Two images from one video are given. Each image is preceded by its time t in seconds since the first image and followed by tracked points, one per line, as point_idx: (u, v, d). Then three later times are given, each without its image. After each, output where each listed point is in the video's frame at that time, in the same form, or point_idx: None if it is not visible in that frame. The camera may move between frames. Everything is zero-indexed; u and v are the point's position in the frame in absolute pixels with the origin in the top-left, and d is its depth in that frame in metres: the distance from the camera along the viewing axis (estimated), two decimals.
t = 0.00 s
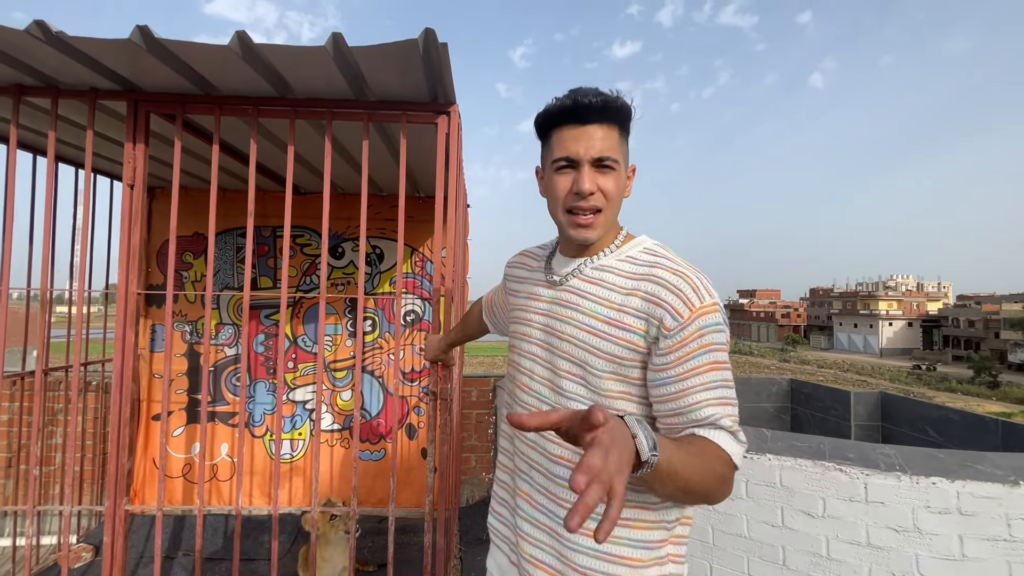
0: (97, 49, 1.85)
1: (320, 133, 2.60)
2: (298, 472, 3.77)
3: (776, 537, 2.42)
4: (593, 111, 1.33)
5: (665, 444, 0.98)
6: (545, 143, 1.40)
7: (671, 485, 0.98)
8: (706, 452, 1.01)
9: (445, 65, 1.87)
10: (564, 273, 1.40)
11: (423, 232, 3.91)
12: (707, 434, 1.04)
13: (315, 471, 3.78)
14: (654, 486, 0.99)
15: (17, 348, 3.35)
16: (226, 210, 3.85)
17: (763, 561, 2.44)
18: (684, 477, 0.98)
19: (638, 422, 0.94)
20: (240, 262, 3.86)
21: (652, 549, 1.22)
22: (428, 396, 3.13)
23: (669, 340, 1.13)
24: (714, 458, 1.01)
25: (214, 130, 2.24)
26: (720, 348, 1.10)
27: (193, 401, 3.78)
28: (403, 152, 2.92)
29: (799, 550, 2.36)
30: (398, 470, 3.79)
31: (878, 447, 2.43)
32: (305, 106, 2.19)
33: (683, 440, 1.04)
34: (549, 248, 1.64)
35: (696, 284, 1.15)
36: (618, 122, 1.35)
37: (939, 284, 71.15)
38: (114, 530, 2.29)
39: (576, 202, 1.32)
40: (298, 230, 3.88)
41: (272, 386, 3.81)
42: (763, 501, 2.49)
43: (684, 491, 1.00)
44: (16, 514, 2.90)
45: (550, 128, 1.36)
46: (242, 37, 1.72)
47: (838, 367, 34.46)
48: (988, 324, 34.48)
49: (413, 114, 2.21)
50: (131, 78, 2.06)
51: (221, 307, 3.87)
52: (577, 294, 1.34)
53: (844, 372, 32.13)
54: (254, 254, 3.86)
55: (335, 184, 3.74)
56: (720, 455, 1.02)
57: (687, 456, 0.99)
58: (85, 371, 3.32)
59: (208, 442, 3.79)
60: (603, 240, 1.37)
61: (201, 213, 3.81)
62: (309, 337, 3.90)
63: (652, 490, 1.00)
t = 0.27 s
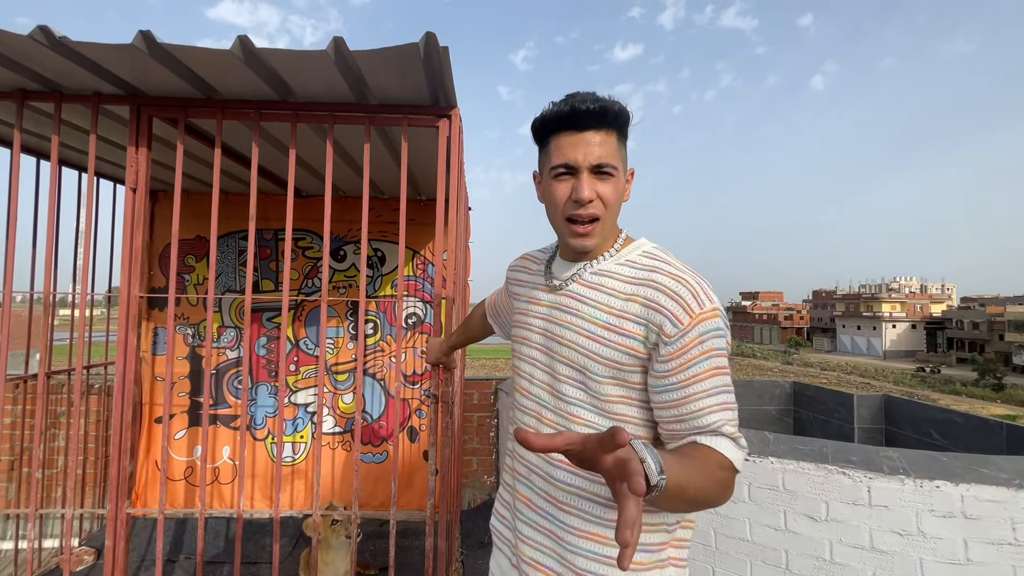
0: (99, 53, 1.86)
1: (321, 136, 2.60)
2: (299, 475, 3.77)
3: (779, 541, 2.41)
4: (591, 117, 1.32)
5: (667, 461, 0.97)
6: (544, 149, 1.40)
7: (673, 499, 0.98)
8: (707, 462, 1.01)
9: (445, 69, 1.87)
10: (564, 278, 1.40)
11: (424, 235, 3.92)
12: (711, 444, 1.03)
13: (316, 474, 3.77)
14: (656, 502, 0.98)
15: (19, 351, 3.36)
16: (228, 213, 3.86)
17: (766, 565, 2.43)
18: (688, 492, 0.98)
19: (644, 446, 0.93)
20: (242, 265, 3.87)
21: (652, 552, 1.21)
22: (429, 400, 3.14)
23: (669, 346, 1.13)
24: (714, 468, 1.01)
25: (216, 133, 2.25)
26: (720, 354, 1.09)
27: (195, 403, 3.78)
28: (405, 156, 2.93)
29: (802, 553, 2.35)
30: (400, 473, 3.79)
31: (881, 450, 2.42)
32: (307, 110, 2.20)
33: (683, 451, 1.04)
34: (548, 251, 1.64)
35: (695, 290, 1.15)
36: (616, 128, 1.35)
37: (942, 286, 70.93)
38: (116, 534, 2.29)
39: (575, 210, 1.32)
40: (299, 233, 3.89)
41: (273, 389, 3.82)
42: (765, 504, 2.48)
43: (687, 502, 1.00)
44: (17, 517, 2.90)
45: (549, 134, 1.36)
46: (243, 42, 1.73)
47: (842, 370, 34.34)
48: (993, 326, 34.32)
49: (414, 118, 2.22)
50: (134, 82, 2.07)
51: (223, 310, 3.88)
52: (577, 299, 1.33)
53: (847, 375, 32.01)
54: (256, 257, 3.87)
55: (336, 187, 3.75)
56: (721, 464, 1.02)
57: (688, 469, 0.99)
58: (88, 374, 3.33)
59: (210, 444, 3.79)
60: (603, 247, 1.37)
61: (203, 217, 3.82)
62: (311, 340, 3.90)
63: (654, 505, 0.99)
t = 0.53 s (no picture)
0: (102, 57, 1.87)
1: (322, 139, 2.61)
2: (301, 478, 3.77)
3: (782, 543, 2.40)
4: (583, 118, 1.33)
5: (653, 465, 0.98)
6: (539, 153, 1.41)
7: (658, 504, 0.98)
8: (696, 467, 1.00)
9: (446, 71, 1.88)
10: (564, 278, 1.41)
11: (425, 237, 3.92)
12: (704, 445, 1.02)
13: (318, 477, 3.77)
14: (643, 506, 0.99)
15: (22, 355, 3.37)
16: (230, 216, 3.87)
17: (769, 567, 2.42)
18: (675, 496, 0.98)
19: (625, 452, 0.94)
20: (243, 268, 3.88)
21: (652, 551, 1.21)
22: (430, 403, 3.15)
23: (667, 344, 1.13)
24: (707, 471, 1.00)
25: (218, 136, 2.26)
26: (719, 351, 1.09)
27: (197, 406, 3.79)
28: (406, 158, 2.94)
29: (805, 555, 2.34)
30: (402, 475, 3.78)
31: (884, 451, 2.41)
32: (308, 112, 2.21)
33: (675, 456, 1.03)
34: (549, 253, 1.64)
35: (693, 288, 1.15)
36: (609, 127, 1.35)
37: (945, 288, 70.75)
38: (118, 536, 2.29)
39: (573, 212, 1.32)
40: (301, 236, 3.90)
41: (275, 391, 3.82)
42: (768, 506, 2.47)
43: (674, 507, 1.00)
44: (20, 520, 2.90)
45: (542, 139, 1.36)
46: (245, 45, 1.74)
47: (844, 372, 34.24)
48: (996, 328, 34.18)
49: (415, 120, 2.22)
50: (136, 86, 2.08)
51: (225, 313, 3.89)
52: (576, 298, 1.34)
53: (850, 377, 31.91)
54: (258, 260, 3.88)
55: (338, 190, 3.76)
56: (716, 467, 1.01)
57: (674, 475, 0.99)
58: (90, 377, 3.34)
59: (212, 447, 3.80)
60: (602, 247, 1.37)
61: (205, 220, 3.83)
62: (312, 342, 3.91)
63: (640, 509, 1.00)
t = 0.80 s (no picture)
0: (105, 62, 1.88)
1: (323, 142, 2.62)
2: (302, 482, 3.77)
3: (784, 546, 2.39)
4: (580, 121, 1.33)
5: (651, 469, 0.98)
6: (538, 157, 1.41)
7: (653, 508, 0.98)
8: (690, 468, 1.00)
9: (447, 75, 1.89)
10: (564, 282, 1.41)
11: (426, 241, 3.93)
12: (702, 450, 1.02)
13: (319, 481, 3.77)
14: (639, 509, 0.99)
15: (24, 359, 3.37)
16: (231, 220, 3.88)
17: (772, 570, 2.42)
18: (672, 499, 0.99)
19: (620, 454, 0.95)
20: (245, 272, 3.89)
21: (653, 555, 1.20)
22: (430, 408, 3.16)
23: (666, 348, 1.13)
24: (704, 476, 1.00)
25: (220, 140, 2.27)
26: (719, 356, 1.09)
27: (198, 410, 3.79)
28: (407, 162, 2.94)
29: (807, 558, 2.33)
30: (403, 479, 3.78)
31: (886, 454, 2.40)
32: (309, 116, 2.22)
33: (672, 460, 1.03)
34: (549, 256, 1.65)
35: (693, 292, 1.15)
36: (606, 128, 1.35)
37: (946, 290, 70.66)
38: (119, 540, 2.29)
39: (573, 213, 1.32)
40: (302, 240, 3.91)
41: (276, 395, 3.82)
42: (770, 509, 2.47)
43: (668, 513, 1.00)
44: (20, 525, 2.89)
45: (540, 142, 1.37)
46: (247, 49, 1.75)
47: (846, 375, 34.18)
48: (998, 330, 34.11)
49: (415, 124, 2.23)
50: (138, 91, 2.09)
51: (226, 317, 3.89)
52: (576, 302, 1.34)
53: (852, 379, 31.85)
54: (259, 264, 3.89)
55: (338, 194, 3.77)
56: (713, 471, 1.01)
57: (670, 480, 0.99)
58: (91, 381, 3.34)
59: (213, 451, 3.80)
60: (604, 248, 1.37)
61: (207, 224, 3.84)
62: (313, 346, 3.91)
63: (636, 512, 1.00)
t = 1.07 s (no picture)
0: (105, 68, 1.88)
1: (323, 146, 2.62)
2: (302, 486, 3.76)
3: (787, 549, 2.39)
4: (577, 122, 1.34)
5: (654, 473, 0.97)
6: (536, 159, 1.41)
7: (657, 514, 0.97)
8: (693, 473, 0.99)
9: (447, 79, 1.89)
10: (565, 286, 1.40)
11: (426, 244, 3.93)
12: (708, 456, 1.01)
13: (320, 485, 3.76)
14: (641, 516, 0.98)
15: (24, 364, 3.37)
16: (231, 224, 3.88)
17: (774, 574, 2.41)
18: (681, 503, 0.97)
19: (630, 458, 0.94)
20: (245, 276, 3.89)
21: (655, 562, 1.20)
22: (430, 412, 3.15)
23: (668, 351, 1.12)
24: (710, 481, 0.99)
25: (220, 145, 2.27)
26: (721, 360, 1.08)
27: (198, 414, 3.78)
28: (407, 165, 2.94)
29: (810, 562, 2.32)
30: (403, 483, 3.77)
31: (888, 456, 2.40)
32: (309, 120, 2.22)
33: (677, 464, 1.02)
34: (549, 261, 1.64)
35: (695, 296, 1.15)
36: (604, 130, 1.36)
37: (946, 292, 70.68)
38: (118, 546, 2.28)
39: (571, 214, 1.32)
40: (302, 243, 3.90)
41: (276, 399, 3.81)
42: (772, 512, 2.46)
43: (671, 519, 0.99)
44: (19, 530, 2.88)
45: (538, 144, 1.37)
46: (247, 54, 1.75)
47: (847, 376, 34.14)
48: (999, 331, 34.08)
49: (415, 128, 2.23)
50: (139, 95, 2.09)
51: (226, 321, 3.89)
52: (576, 306, 1.34)
53: (852, 381, 31.82)
54: (259, 268, 3.89)
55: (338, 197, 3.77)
56: (719, 477, 0.99)
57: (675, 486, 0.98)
58: (90, 386, 3.33)
59: (213, 456, 3.79)
60: (602, 249, 1.37)
61: (206, 228, 3.84)
62: (313, 350, 3.90)
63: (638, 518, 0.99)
